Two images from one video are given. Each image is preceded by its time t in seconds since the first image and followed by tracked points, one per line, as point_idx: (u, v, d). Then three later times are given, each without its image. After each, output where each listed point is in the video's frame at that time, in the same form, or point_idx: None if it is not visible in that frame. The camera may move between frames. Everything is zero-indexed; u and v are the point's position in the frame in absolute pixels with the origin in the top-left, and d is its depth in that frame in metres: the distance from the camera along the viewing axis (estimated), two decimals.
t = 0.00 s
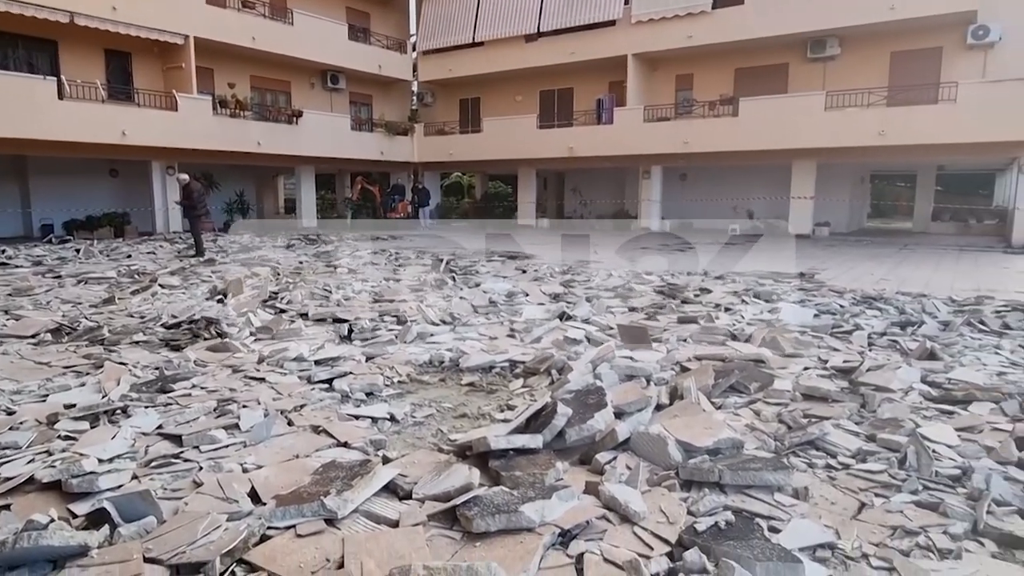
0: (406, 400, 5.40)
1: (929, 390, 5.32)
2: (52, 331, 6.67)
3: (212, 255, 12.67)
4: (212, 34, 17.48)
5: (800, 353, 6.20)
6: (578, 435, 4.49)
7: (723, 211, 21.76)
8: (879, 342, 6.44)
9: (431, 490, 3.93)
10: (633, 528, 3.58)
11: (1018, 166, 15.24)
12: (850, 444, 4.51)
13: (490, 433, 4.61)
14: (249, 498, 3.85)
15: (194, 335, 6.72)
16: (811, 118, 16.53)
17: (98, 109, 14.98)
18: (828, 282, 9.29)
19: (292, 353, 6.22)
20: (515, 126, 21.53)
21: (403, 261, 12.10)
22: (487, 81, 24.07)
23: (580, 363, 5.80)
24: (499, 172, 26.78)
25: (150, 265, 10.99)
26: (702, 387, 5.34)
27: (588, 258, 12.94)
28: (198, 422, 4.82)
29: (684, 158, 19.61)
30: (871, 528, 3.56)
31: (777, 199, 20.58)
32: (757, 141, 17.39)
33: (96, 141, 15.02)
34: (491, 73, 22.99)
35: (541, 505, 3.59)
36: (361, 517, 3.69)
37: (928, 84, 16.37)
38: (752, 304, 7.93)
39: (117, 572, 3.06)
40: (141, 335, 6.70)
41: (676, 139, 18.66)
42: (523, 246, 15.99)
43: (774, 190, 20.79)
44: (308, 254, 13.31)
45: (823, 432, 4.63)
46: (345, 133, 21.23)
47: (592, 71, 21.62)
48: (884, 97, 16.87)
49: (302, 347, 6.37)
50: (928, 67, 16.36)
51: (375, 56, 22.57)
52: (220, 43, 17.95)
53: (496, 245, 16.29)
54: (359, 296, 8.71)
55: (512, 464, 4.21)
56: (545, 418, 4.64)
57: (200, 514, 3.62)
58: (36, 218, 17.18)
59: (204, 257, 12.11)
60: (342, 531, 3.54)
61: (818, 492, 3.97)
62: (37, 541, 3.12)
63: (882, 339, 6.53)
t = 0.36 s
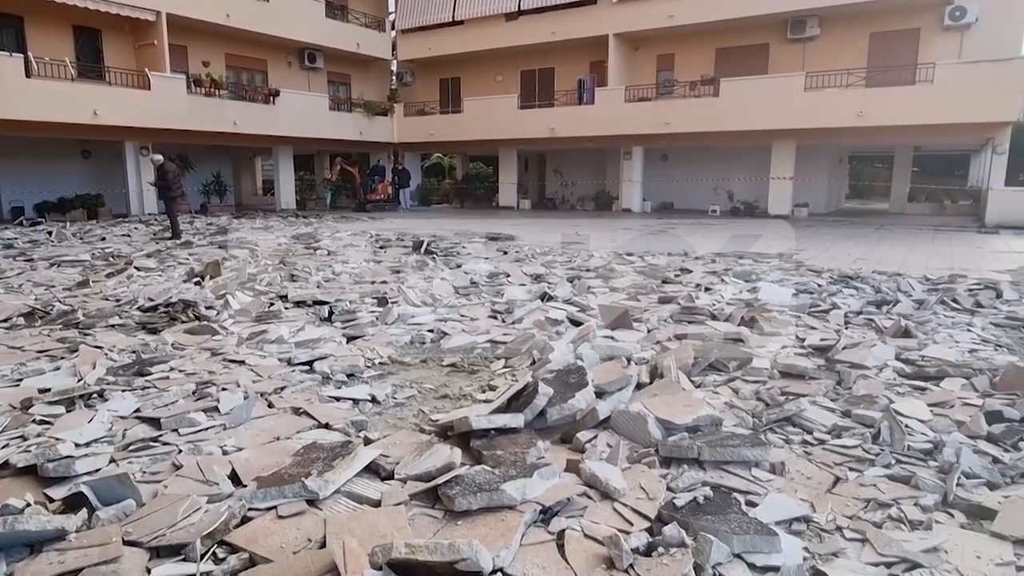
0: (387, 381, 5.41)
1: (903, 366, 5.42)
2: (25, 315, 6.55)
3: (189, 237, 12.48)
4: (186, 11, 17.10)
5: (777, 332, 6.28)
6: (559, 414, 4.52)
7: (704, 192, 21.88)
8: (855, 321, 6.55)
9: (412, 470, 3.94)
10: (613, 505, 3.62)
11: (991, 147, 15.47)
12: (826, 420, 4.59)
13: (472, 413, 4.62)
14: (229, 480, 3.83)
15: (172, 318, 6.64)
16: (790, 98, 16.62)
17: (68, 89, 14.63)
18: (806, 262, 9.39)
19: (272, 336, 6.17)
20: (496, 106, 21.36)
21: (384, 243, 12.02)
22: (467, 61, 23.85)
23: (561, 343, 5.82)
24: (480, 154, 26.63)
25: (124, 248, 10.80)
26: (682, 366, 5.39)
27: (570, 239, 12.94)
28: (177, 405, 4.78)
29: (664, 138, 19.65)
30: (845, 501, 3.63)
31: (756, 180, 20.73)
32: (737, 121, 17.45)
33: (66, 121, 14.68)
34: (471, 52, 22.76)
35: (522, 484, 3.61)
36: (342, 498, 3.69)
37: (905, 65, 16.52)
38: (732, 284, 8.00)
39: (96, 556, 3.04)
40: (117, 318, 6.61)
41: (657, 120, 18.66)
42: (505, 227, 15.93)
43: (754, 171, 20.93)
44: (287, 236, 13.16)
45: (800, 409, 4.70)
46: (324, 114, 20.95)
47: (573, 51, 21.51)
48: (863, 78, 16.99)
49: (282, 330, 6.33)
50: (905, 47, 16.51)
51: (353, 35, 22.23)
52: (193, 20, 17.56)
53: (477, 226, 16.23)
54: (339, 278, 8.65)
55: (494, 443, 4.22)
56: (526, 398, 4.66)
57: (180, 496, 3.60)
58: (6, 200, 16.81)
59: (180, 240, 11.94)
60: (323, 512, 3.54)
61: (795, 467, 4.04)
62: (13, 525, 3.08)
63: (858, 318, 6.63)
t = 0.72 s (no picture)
0: (377, 368, 5.40)
1: (889, 350, 5.47)
2: (9, 304, 6.47)
3: (175, 225, 12.35)
4: None
5: (766, 316, 6.31)
6: (549, 399, 4.53)
7: (693, 179, 21.92)
8: (842, 305, 6.59)
9: (403, 456, 3.94)
10: (603, 489, 3.64)
11: (978, 132, 15.57)
12: (813, 403, 4.63)
13: (462, 399, 4.63)
14: (219, 468, 3.81)
15: (159, 306, 6.59)
16: (779, 83, 16.64)
17: (50, 74, 14.41)
18: (795, 247, 9.43)
19: (261, 323, 6.14)
20: (485, 92, 21.24)
21: (373, 230, 11.95)
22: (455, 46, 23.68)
23: (551, 329, 5.82)
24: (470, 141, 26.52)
25: (110, 236, 10.66)
26: (671, 351, 5.41)
27: (560, 225, 12.91)
28: (165, 393, 4.75)
29: (653, 124, 19.65)
30: (832, 483, 3.67)
31: (745, 165, 20.80)
32: (727, 107, 17.45)
33: (48, 107, 14.48)
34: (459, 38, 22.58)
35: (513, 468, 3.62)
36: (333, 484, 3.68)
37: (894, 51, 16.58)
38: (721, 269, 8.03)
39: (84, 544, 3.02)
40: (103, 307, 6.55)
41: (646, 106, 18.63)
42: (495, 213, 15.89)
43: (743, 158, 20.98)
44: (275, 224, 13.06)
45: (788, 392, 4.74)
46: (312, 100, 20.75)
47: (562, 36, 21.40)
48: (851, 63, 17.01)
49: (271, 317, 6.29)
50: (893, 32, 16.55)
51: (340, 20, 22.00)
52: (177, 4, 17.30)
53: (467, 213, 16.17)
54: (328, 265, 8.60)
55: (484, 429, 4.23)
56: (517, 383, 4.66)
57: (169, 484, 3.58)
58: None
59: (167, 228, 11.81)
60: (314, 498, 3.53)
61: (782, 450, 4.08)
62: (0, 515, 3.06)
63: (846, 302, 6.68)
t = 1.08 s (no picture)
0: (369, 353, 5.39)
1: (879, 331, 5.51)
2: None
3: (163, 211, 12.22)
4: None
5: (757, 299, 6.34)
6: (541, 383, 4.53)
7: (684, 162, 21.89)
8: (832, 287, 6.63)
9: (395, 440, 3.94)
10: (594, 471, 3.65)
11: (968, 114, 15.57)
12: (803, 384, 4.67)
13: (454, 383, 4.63)
14: (211, 454, 3.81)
15: (147, 293, 6.54)
16: (770, 65, 16.59)
17: (31, 58, 14.16)
18: (785, 230, 9.46)
19: (251, 309, 6.10)
20: (475, 75, 21.07)
21: (363, 215, 11.88)
22: (444, 29, 23.46)
23: (542, 313, 5.82)
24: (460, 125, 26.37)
25: (96, 222, 10.54)
26: (663, 334, 5.42)
27: (550, 209, 12.88)
28: (155, 379, 4.72)
29: (644, 107, 19.58)
30: (821, 463, 3.71)
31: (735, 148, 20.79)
32: (718, 89, 17.39)
33: (31, 91, 14.26)
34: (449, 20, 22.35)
35: (505, 452, 3.63)
36: (325, 469, 3.68)
37: (885, 32, 16.55)
38: (712, 253, 8.04)
39: (76, 531, 3.01)
40: (91, 294, 6.49)
41: (637, 89, 18.54)
42: (485, 198, 15.82)
43: (734, 141, 20.96)
44: (264, 209, 12.95)
45: (778, 374, 4.76)
46: (300, 84, 20.52)
47: (553, 19, 21.23)
48: (842, 45, 16.97)
49: (261, 303, 6.26)
50: (884, 13, 16.52)
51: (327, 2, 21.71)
52: None
53: (457, 197, 16.09)
54: (318, 251, 8.55)
55: (477, 413, 4.23)
56: (508, 367, 4.66)
57: (161, 471, 3.57)
58: None
59: (154, 214, 11.69)
60: (306, 483, 3.53)
61: (772, 431, 4.11)
62: None
63: (835, 284, 6.71)
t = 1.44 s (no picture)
0: (361, 339, 5.37)
1: (868, 312, 5.54)
2: None
3: (151, 198, 12.10)
4: None
5: (748, 281, 6.36)
6: (533, 366, 4.53)
7: (675, 144, 21.83)
8: (823, 269, 6.65)
9: (388, 425, 3.95)
10: (587, 454, 3.67)
11: (957, 95, 15.57)
12: (794, 365, 4.70)
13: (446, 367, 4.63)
14: (203, 441, 3.80)
15: (136, 281, 6.49)
16: (761, 45, 16.52)
17: (12, 42, 13.91)
18: (776, 213, 9.46)
19: (241, 296, 6.07)
20: (465, 58, 20.87)
21: (354, 200, 11.79)
22: (433, 11, 23.22)
23: (534, 297, 5.82)
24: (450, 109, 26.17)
25: (83, 210, 10.41)
26: (654, 317, 5.44)
27: (542, 193, 12.82)
28: (145, 367, 4.70)
29: (635, 89, 19.48)
30: (811, 443, 3.74)
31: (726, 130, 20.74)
32: (708, 70, 17.31)
33: (12, 76, 14.02)
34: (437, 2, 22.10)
35: (498, 436, 3.64)
36: (319, 455, 3.68)
37: (877, 13, 16.50)
38: (703, 236, 8.04)
39: (69, 519, 3.01)
40: (78, 282, 6.43)
41: (627, 72, 18.42)
42: (475, 182, 15.74)
43: (725, 123, 20.92)
44: (252, 195, 12.84)
45: (769, 356, 4.79)
46: (287, 68, 20.27)
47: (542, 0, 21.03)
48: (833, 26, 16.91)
49: (252, 290, 6.22)
50: None
51: None
52: None
53: (447, 182, 15.99)
54: (308, 237, 8.49)
55: (469, 398, 4.23)
56: (500, 351, 4.66)
57: (154, 458, 3.56)
58: None
59: (141, 200, 11.57)
60: (299, 469, 3.54)
61: (763, 412, 4.14)
62: None
63: (826, 266, 6.74)
